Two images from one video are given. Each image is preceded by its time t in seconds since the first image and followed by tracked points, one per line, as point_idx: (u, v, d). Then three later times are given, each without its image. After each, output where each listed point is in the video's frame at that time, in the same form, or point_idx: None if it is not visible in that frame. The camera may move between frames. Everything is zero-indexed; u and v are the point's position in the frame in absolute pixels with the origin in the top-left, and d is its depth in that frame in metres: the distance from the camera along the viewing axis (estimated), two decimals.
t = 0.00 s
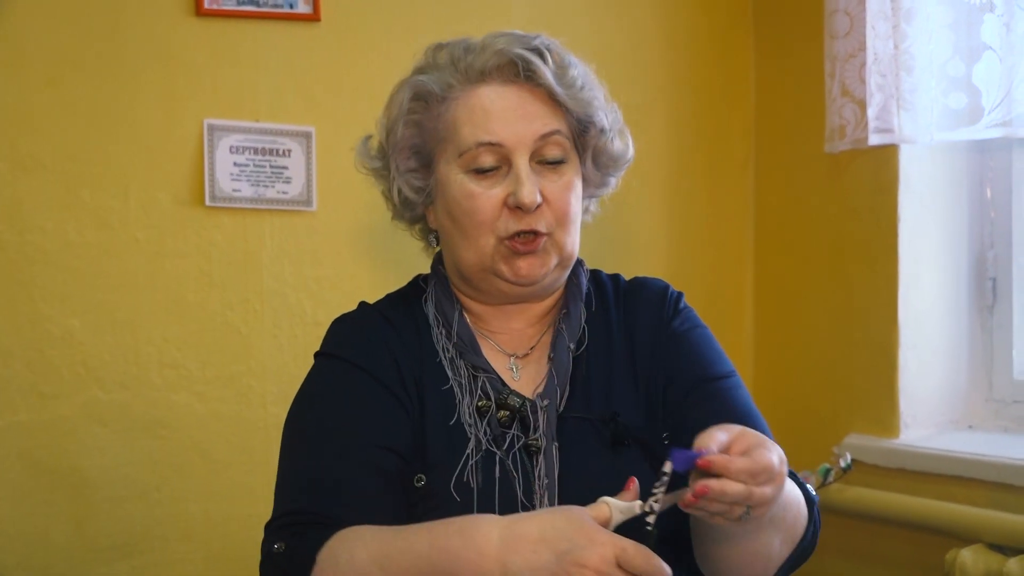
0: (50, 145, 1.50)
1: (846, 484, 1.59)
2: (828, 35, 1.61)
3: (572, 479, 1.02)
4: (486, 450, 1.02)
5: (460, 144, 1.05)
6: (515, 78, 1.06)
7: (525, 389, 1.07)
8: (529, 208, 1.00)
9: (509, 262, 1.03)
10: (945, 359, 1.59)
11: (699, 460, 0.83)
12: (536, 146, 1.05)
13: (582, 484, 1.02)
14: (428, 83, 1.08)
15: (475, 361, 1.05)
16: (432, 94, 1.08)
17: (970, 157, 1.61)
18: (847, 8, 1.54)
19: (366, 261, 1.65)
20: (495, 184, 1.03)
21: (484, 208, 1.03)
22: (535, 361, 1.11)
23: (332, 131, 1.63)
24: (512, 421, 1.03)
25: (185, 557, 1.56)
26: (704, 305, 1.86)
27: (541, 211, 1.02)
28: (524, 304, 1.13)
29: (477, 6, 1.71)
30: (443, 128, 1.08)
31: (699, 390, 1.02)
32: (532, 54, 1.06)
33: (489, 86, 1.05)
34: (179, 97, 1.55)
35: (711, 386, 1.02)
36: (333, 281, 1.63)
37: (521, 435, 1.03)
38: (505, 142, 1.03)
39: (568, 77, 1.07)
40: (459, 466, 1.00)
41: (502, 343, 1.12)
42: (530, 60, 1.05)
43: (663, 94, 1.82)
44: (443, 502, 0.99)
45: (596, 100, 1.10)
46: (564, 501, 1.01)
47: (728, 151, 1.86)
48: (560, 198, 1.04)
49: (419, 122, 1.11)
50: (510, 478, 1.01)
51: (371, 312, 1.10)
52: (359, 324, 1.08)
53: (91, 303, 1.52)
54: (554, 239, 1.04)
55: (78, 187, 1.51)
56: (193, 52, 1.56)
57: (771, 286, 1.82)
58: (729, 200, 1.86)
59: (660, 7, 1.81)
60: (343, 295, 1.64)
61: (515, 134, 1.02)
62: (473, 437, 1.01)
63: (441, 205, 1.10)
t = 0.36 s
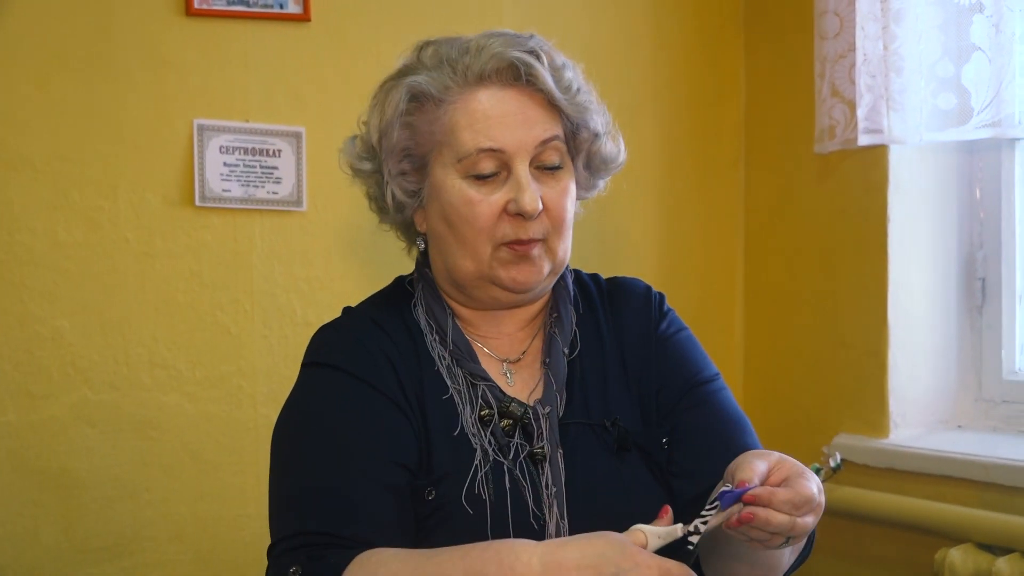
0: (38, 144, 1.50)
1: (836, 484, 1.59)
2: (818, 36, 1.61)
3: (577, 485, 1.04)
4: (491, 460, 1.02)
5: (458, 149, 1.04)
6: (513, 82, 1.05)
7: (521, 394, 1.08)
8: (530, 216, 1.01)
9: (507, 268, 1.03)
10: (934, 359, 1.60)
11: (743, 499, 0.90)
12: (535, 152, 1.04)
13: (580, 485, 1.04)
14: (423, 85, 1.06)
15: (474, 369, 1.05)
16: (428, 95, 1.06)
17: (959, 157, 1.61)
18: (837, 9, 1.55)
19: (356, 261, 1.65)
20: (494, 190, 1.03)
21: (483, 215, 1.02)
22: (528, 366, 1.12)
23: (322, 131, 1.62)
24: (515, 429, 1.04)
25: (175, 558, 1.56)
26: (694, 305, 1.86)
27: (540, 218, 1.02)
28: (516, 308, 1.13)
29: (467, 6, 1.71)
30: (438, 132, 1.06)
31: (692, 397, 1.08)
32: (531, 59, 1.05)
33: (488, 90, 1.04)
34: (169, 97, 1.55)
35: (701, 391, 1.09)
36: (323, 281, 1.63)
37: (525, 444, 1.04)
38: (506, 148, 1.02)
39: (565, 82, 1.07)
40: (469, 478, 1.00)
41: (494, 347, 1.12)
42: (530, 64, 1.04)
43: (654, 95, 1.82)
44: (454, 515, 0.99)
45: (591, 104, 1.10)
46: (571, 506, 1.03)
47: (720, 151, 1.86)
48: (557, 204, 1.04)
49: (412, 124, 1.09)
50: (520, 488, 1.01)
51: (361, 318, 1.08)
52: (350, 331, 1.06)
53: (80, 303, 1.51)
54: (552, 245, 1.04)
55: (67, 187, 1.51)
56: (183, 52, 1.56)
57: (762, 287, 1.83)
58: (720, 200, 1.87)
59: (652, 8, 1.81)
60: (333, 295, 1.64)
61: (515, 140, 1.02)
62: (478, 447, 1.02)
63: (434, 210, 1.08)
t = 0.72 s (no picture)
0: (25, 144, 1.49)
1: (824, 484, 1.59)
2: (806, 36, 1.61)
3: (564, 486, 1.04)
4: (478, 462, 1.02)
5: (439, 150, 1.04)
6: (494, 81, 1.05)
7: (507, 395, 1.08)
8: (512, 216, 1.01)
9: (490, 268, 1.03)
10: (922, 358, 1.60)
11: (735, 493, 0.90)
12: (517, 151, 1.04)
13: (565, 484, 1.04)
14: (403, 85, 1.06)
15: (459, 370, 1.05)
16: (409, 95, 1.06)
17: (947, 157, 1.62)
18: (825, 10, 1.55)
19: (345, 261, 1.65)
20: (477, 190, 1.03)
21: (466, 215, 1.02)
22: (513, 367, 1.12)
23: (311, 130, 1.62)
24: (501, 431, 1.04)
25: (163, 559, 1.56)
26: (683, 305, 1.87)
27: (523, 218, 1.03)
28: (501, 309, 1.13)
29: (456, 6, 1.71)
30: (419, 132, 1.06)
31: (675, 398, 1.09)
32: (511, 57, 1.05)
33: (469, 89, 1.04)
34: (157, 96, 1.55)
35: (684, 393, 1.09)
36: (312, 281, 1.63)
37: (511, 445, 1.04)
38: (488, 148, 1.02)
39: (545, 80, 1.07)
40: (456, 480, 1.00)
41: (478, 348, 1.12)
42: (510, 62, 1.04)
43: (643, 95, 1.82)
44: (442, 516, 0.99)
45: (572, 102, 1.10)
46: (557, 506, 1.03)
47: (709, 151, 1.87)
48: (540, 204, 1.04)
49: (392, 125, 1.09)
50: (507, 489, 1.01)
51: (344, 319, 1.08)
52: (334, 333, 1.06)
53: (68, 304, 1.51)
54: (535, 243, 1.05)
55: (54, 187, 1.50)
56: (171, 51, 1.55)
57: (750, 287, 1.83)
58: (708, 200, 1.87)
59: (642, 9, 1.81)
60: (321, 294, 1.63)
61: (496, 140, 1.02)
62: (465, 449, 1.02)
63: (416, 210, 1.08)
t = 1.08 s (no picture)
0: (13, 143, 1.49)
1: (814, 484, 1.59)
2: (794, 37, 1.61)
3: (551, 486, 1.04)
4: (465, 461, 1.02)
5: (424, 150, 1.04)
6: (477, 81, 1.05)
7: (494, 395, 1.08)
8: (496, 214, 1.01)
9: (476, 267, 1.03)
10: (909, 358, 1.60)
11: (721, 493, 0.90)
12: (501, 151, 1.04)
13: (552, 485, 1.04)
14: (387, 85, 1.06)
15: (446, 370, 1.05)
16: (392, 96, 1.07)
17: (935, 157, 1.63)
18: (813, 10, 1.55)
19: (334, 261, 1.65)
20: (461, 189, 1.03)
21: (450, 214, 1.02)
22: (501, 367, 1.11)
23: (300, 130, 1.62)
24: (488, 430, 1.03)
25: (152, 559, 1.55)
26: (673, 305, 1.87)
27: (507, 217, 1.03)
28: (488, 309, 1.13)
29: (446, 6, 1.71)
30: (404, 132, 1.06)
31: (662, 398, 1.09)
32: (494, 57, 1.05)
33: (452, 89, 1.05)
34: (146, 96, 1.54)
35: (673, 394, 1.09)
36: (301, 282, 1.63)
37: (498, 445, 1.04)
38: (472, 148, 1.02)
39: (529, 79, 1.08)
40: (442, 479, 1.00)
41: (466, 348, 1.12)
42: (493, 62, 1.04)
43: (633, 95, 1.82)
44: (428, 516, 0.99)
45: (556, 102, 1.11)
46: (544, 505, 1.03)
47: (698, 151, 1.87)
48: (525, 203, 1.04)
49: (377, 125, 1.09)
50: (493, 488, 1.01)
51: (332, 318, 1.07)
52: (321, 332, 1.05)
53: (56, 304, 1.50)
54: (520, 242, 1.05)
55: (42, 187, 1.50)
56: (160, 51, 1.55)
57: (739, 287, 1.83)
58: (698, 200, 1.87)
59: (631, 10, 1.82)
60: (310, 294, 1.63)
61: (480, 139, 1.02)
62: (451, 448, 1.01)
63: (402, 210, 1.08)
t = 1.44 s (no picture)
0: (6, 143, 1.48)
1: (808, 484, 1.59)
2: (790, 37, 1.62)
3: (543, 487, 1.04)
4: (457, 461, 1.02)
5: (417, 145, 1.04)
6: (470, 76, 1.05)
7: (489, 395, 1.08)
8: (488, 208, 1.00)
9: (468, 261, 1.02)
10: (904, 359, 1.61)
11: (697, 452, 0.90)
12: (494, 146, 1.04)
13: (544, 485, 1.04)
14: (381, 80, 1.07)
15: (440, 370, 1.05)
16: (386, 91, 1.07)
17: (928, 157, 1.63)
18: (807, 10, 1.56)
19: (328, 261, 1.65)
20: (453, 183, 1.03)
21: (443, 208, 1.02)
22: (496, 368, 1.11)
23: (294, 131, 1.62)
24: (481, 431, 1.03)
25: (146, 560, 1.55)
26: (668, 306, 1.87)
27: (500, 211, 1.02)
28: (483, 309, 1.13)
29: (440, 6, 1.71)
30: (398, 127, 1.07)
31: (660, 400, 1.08)
32: (487, 52, 1.05)
33: (445, 83, 1.05)
34: (140, 96, 1.54)
35: (671, 396, 1.08)
36: (295, 282, 1.63)
37: (491, 445, 1.04)
38: (464, 142, 1.02)
39: (522, 74, 1.07)
40: (434, 479, 1.00)
41: (461, 348, 1.12)
42: (486, 57, 1.04)
43: (627, 95, 1.82)
44: (419, 516, 0.99)
45: (550, 97, 1.10)
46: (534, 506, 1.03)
47: (692, 151, 1.87)
48: (518, 197, 1.04)
49: (372, 121, 1.09)
50: (484, 488, 1.01)
51: (326, 319, 1.07)
52: (315, 332, 1.05)
53: (49, 304, 1.50)
54: (514, 236, 1.04)
55: (36, 186, 1.50)
56: (154, 51, 1.55)
57: (734, 288, 1.83)
58: (692, 201, 1.88)
59: (625, 10, 1.82)
60: (304, 294, 1.63)
61: (472, 134, 1.02)
62: (443, 447, 1.01)
63: (397, 206, 1.08)
